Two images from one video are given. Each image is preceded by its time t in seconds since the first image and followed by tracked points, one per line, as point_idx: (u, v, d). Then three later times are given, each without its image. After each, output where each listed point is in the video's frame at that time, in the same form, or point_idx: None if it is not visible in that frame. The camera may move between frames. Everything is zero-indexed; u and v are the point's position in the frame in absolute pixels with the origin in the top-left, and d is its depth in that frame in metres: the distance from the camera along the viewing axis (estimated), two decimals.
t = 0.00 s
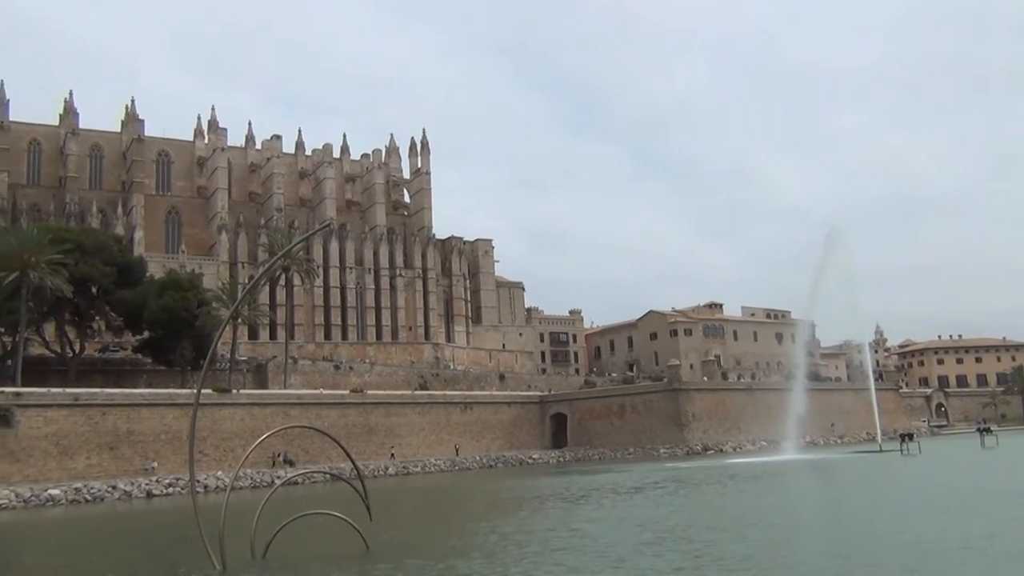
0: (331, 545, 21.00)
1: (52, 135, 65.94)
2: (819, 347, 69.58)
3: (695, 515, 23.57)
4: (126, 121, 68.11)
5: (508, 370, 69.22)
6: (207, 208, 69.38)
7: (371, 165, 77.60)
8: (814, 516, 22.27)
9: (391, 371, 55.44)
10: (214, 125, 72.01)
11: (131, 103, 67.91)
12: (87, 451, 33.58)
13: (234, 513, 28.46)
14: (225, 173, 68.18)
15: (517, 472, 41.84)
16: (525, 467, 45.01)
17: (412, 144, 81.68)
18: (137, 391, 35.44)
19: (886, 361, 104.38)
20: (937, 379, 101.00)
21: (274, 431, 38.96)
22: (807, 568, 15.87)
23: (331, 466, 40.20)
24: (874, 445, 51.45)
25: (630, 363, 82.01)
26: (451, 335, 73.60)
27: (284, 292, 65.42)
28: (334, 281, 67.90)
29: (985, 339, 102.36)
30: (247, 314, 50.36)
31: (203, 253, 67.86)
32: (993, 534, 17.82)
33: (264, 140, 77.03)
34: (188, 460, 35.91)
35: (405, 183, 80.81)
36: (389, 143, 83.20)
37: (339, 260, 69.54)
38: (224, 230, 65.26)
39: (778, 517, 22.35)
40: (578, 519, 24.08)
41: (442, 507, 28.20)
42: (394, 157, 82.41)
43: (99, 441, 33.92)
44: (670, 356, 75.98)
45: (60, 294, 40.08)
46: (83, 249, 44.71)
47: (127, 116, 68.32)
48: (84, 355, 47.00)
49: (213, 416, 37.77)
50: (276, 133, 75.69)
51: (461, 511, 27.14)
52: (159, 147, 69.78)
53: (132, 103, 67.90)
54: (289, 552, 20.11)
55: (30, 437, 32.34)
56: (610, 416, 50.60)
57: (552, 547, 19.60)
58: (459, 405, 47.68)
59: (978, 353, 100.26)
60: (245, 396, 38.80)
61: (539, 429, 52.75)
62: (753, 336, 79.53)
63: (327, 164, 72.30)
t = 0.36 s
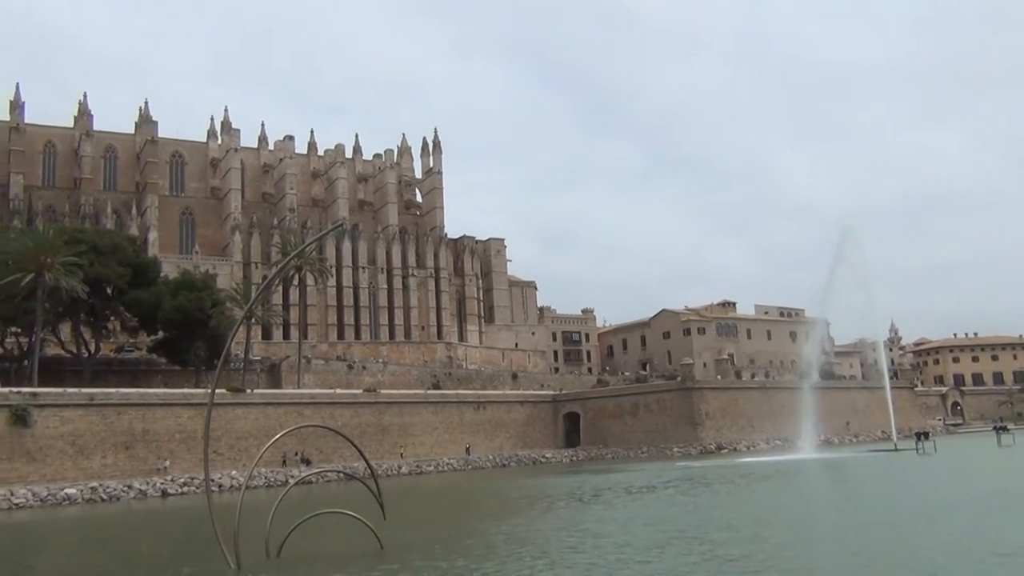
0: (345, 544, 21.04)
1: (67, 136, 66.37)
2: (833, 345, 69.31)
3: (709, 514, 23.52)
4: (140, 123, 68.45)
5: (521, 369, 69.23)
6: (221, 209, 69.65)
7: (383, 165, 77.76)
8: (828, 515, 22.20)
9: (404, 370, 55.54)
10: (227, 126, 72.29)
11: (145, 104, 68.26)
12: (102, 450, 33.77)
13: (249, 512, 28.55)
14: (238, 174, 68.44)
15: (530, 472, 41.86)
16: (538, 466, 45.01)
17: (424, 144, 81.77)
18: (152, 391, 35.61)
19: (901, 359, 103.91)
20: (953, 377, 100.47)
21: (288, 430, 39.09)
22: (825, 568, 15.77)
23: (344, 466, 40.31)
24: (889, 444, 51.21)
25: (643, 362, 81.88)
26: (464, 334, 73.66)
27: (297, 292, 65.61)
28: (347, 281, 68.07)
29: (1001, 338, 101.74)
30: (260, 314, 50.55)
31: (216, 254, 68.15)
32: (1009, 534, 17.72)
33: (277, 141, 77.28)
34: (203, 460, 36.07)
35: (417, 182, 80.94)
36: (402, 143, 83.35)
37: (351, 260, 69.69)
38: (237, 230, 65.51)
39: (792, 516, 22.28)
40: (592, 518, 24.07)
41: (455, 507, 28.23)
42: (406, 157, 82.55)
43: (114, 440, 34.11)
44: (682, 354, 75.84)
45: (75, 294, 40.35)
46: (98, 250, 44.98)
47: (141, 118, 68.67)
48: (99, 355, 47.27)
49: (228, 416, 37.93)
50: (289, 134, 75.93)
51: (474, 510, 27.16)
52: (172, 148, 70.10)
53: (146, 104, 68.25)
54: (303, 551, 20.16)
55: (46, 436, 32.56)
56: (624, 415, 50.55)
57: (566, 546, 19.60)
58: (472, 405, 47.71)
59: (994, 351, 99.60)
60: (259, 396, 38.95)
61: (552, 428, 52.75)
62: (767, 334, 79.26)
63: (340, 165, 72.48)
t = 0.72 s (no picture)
0: (360, 541, 21.11)
1: (82, 136, 66.77)
2: (847, 343, 69.00)
3: (723, 512, 23.50)
4: (154, 122, 68.77)
5: (533, 367, 69.24)
6: (234, 208, 69.93)
7: (396, 164, 77.92)
8: (843, 514, 22.14)
9: (417, 368, 55.65)
10: (240, 126, 72.55)
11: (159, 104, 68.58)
12: (118, 448, 33.98)
13: (263, 509, 28.64)
14: (252, 173, 68.70)
15: (544, 470, 41.88)
16: (552, 465, 45.01)
17: (437, 142, 81.84)
18: (167, 390, 35.80)
19: (917, 357, 103.40)
20: (969, 375, 99.92)
21: (302, 428, 39.25)
22: (839, 567, 15.74)
23: (358, 464, 40.43)
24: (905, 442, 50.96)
25: (656, 360, 81.77)
26: (477, 332, 73.71)
27: (311, 290, 65.84)
28: (361, 280, 68.22)
29: (1018, 335, 101.04)
30: (274, 313, 50.74)
31: (231, 253, 68.43)
32: None
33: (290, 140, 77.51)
34: (218, 458, 36.26)
35: (430, 181, 81.06)
36: (415, 141, 83.48)
37: (364, 259, 69.86)
38: (251, 229, 65.75)
39: (807, 515, 22.21)
40: (606, 516, 24.07)
41: (469, 504, 28.27)
42: (419, 155, 82.68)
43: (130, 438, 34.31)
44: (696, 352, 75.70)
45: (91, 293, 40.61)
46: (113, 250, 45.25)
47: (155, 118, 68.99)
48: (115, 353, 47.55)
49: (242, 414, 38.10)
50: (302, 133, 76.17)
51: (488, 508, 27.20)
52: (186, 147, 70.42)
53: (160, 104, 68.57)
54: (319, 549, 20.24)
55: (63, 434, 32.80)
56: (637, 413, 50.49)
57: (580, 544, 19.64)
58: (485, 402, 47.76)
59: (1011, 349, 98.94)
60: (273, 394, 39.12)
61: (565, 426, 52.76)
62: (781, 332, 78.99)
63: (353, 163, 72.63)
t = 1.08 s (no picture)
0: (374, 538, 21.16)
1: (98, 135, 67.14)
2: (862, 340, 68.68)
3: (737, 510, 23.44)
4: (169, 120, 69.10)
5: (547, 364, 69.24)
6: (248, 206, 70.17)
7: (409, 161, 78.02)
8: (858, 512, 22.07)
9: (430, 366, 55.75)
10: (254, 124, 72.79)
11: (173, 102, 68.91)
12: (134, 444, 34.18)
13: (277, 506, 28.70)
14: (266, 171, 68.94)
15: (557, 467, 41.89)
16: (565, 462, 44.99)
17: (449, 140, 81.88)
18: (182, 387, 35.98)
19: (933, 354, 102.77)
20: (986, 372, 99.26)
21: (317, 425, 39.35)
22: (853, 565, 15.70)
23: (372, 461, 40.55)
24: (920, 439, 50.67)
25: (670, 357, 81.63)
26: (490, 329, 73.75)
27: (325, 288, 66.04)
28: (374, 277, 68.42)
29: None
30: (288, 310, 50.94)
31: (245, 250, 68.68)
32: None
33: (304, 138, 77.73)
34: (233, 455, 36.44)
35: (443, 178, 81.12)
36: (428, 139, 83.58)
37: (378, 256, 70.00)
38: (265, 227, 65.97)
39: (822, 513, 22.14)
40: (619, 513, 24.08)
41: (483, 501, 28.25)
42: (432, 153, 82.79)
43: (146, 435, 34.52)
44: (709, 349, 75.53)
45: (107, 291, 40.87)
46: (129, 248, 45.49)
47: (170, 116, 69.31)
48: (131, 351, 47.84)
49: (257, 411, 38.26)
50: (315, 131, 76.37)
51: (502, 505, 27.26)
52: (201, 145, 70.74)
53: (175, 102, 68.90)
54: (333, 545, 20.33)
55: (79, 431, 33.02)
56: (651, 410, 50.42)
57: (594, 541, 19.66)
58: (498, 400, 47.81)
59: None
60: (287, 392, 39.26)
61: (579, 424, 52.74)
62: (795, 329, 78.67)
63: (366, 161, 72.76)
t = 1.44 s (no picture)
0: (388, 534, 21.22)
1: (113, 133, 67.51)
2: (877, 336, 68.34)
3: (751, 507, 23.40)
4: (184, 118, 69.41)
5: (560, 360, 69.29)
6: (262, 202, 70.39)
7: (422, 158, 78.09)
8: (873, 509, 21.99)
9: (443, 362, 55.84)
10: (268, 121, 73.02)
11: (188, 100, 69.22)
12: (150, 440, 34.40)
13: (292, 502, 28.79)
14: (280, 168, 69.14)
15: (570, 463, 41.90)
16: (579, 458, 44.98)
17: (462, 136, 81.92)
18: (197, 383, 36.14)
19: (949, 350, 102.14)
20: (1003, 368, 98.60)
21: (331, 421, 39.51)
22: (866, 562, 15.67)
23: (386, 457, 40.66)
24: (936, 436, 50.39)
25: (683, 353, 81.47)
26: (503, 325, 73.80)
27: (338, 284, 66.20)
28: (387, 273, 68.60)
29: None
30: (302, 306, 51.11)
31: (259, 247, 68.93)
32: None
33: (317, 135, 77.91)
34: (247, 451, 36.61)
35: (456, 174, 81.14)
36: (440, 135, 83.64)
37: (391, 253, 70.12)
38: (279, 224, 66.20)
39: (836, 510, 22.09)
40: (633, 510, 24.08)
41: (497, 498, 28.31)
42: (445, 149, 82.85)
43: (162, 431, 34.73)
44: (723, 346, 75.35)
45: (123, 288, 41.12)
46: (144, 245, 45.73)
47: (184, 113, 69.62)
48: (147, 347, 48.13)
49: (272, 407, 38.42)
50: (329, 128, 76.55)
51: (516, 501, 27.32)
52: (215, 143, 71.02)
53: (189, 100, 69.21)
54: (348, 541, 20.43)
55: (96, 427, 33.25)
56: (664, 406, 50.33)
57: (608, 538, 19.70)
58: (511, 396, 47.85)
59: None
60: (302, 388, 39.41)
61: (592, 420, 52.71)
62: (809, 325, 78.36)
63: (379, 157, 72.87)
